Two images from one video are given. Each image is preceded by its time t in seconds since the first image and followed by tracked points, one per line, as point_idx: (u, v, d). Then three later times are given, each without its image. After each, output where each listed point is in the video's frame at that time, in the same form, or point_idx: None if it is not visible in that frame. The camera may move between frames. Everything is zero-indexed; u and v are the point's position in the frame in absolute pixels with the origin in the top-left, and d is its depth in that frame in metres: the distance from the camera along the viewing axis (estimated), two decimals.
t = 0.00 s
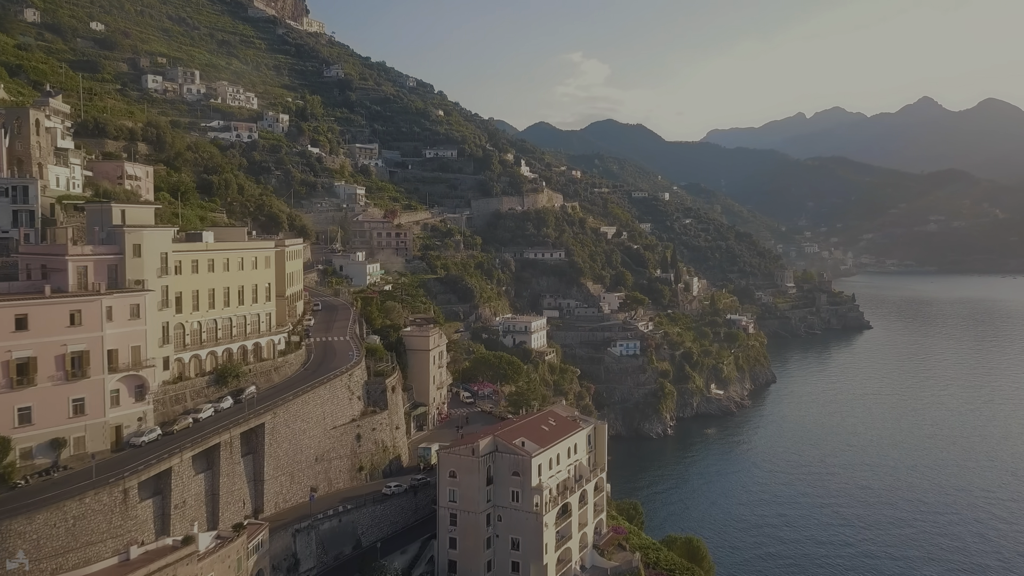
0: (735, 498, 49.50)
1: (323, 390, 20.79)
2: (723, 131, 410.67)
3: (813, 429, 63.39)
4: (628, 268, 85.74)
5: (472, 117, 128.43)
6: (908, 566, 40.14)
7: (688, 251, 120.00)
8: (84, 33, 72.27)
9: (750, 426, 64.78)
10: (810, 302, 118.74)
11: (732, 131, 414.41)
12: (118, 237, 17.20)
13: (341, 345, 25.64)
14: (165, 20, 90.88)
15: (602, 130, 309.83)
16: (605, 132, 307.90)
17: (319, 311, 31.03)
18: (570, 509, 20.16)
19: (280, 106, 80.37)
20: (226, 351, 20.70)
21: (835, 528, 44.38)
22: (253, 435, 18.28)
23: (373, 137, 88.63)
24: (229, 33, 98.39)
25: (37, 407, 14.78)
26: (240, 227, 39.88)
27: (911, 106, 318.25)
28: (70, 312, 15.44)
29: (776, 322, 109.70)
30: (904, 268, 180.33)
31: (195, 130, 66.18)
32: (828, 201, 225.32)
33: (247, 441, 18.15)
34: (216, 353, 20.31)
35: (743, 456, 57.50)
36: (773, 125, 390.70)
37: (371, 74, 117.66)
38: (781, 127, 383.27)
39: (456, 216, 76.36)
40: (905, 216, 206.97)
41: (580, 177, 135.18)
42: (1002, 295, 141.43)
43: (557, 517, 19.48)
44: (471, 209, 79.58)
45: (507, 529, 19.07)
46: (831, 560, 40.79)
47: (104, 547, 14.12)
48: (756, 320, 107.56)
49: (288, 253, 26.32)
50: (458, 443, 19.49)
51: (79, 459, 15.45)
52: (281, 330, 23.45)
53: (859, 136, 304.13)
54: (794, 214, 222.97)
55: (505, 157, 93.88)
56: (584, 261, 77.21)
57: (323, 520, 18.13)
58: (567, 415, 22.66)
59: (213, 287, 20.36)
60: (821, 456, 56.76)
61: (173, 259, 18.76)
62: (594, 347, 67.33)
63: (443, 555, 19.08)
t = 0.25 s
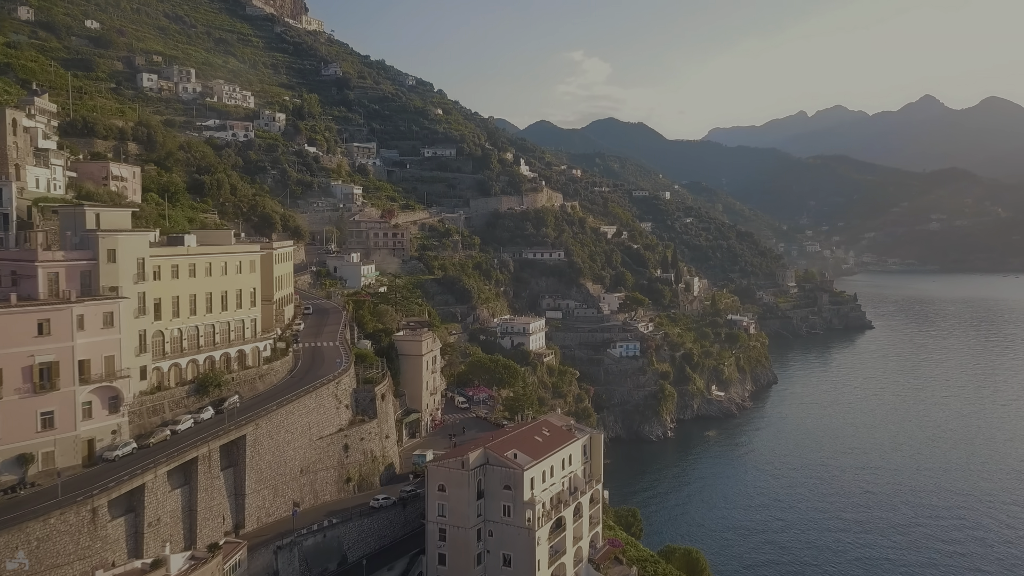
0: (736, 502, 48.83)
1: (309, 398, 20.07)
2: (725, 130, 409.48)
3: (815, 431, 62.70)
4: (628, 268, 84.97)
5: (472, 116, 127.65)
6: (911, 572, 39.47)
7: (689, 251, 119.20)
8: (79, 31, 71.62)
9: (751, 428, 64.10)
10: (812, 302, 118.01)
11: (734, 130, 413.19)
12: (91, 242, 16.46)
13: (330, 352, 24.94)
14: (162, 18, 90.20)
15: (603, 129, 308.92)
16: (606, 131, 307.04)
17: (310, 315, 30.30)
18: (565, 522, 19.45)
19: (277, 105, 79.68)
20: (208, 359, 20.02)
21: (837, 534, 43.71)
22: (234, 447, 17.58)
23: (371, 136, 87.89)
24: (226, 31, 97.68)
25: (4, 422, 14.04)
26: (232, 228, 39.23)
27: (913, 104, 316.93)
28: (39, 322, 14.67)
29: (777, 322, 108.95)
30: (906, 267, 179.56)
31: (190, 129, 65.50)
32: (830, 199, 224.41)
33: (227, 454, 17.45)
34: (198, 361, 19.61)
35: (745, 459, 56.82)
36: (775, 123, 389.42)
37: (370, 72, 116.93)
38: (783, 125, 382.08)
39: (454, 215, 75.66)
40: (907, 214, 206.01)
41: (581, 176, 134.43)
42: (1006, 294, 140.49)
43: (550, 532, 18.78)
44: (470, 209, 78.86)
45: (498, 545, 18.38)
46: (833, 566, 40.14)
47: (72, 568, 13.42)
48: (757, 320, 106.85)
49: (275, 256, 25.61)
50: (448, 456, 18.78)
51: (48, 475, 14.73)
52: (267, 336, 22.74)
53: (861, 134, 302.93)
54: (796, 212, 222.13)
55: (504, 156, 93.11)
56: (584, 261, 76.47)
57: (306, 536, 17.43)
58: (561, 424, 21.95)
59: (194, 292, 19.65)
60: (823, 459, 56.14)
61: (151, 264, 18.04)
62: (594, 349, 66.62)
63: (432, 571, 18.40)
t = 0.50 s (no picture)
0: (737, 506, 48.25)
1: (296, 407, 19.47)
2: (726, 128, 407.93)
3: (817, 433, 62.09)
4: (628, 268, 84.27)
5: (471, 114, 126.93)
6: None
7: (690, 250, 118.46)
8: (74, 30, 71.02)
9: (752, 430, 63.51)
10: (813, 301, 117.34)
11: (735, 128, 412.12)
12: (66, 246, 15.82)
13: (320, 357, 24.32)
14: (159, 16, 89.57)
15: (604, 127, 308.13)
16: (607, 130, 306.27)
17: (301, 319, 29.68)
18: (559, 535, 18.84)
19: (274, 104, 79.04)
20: (192, 367, 19.41)
21: (839, 538, 43.16)
22: (217, 459, 16.96)
23: (369, 135, 87.21)
24: (223, 30, 97.04)
25: None
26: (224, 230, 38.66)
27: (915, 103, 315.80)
28: (8, 331, 14.04)
29: (779, 321, 108.31)
30: (907, 266, 178.89)
31: (185, 128, 64.90)
32: (831, 198, 223.59)
33: (209, 466, 16.84)
34: (181, 368, 19.00)
35: (746, 461, 56.28)
36: (777, 122, 388.35)
37: (369, 71, 116.21)
38: (784, 123, 381.02)
39: (452, 215, 75.04)
40: (909, 213, 205.18)
41: (581, 175, 133.74)
42: (1008, 294, 139.67)
43: (544, 545, 18.18)
44: (469, 209, 78.20)
45: (490, 559, 17.77)
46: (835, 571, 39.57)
47: None
48: (758, 319, 106.22)
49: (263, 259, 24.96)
50: (438, 467, 18.17)
51: (19, 490, 14.13)
52: (254, 342, 22.13)
53: (863, 133, 301.91)
54: (797, 211, 221.35)
55: (503, 154, 92.37)
56: (583, 261, 75.82)
57: (291, 551, 16.82)
58: (557, 433, 21.30)
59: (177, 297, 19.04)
60: (825, 460, 55.71)
61: (130, 269, 17.42)
62: (593, 350, 65.95)
63: None
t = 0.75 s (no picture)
0: (738, 510, 47.69)
1: (282, 416, 18.86)
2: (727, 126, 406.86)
3: (819, 435, 61.48)
4: (628, 268, 83.53)
5: (471, 113, 126.21)
6: None
7: (691, 250, 117.70)
8: (69, 28, 70.43)
9: (753, 432, 62.92)
10: (815, 301, 116.64)
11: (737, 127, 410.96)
12: (41, 251, 15.15)
13: (309, 363, 23.71)
14: (156, 14, 88.94)
15: (605, 126, 307.35)
16: (608, 128, 305.47)
17: (292, 323, 29.09)
18: (553, 549, 18.25)
19: (271, 103, 78.42)
20: (174, 374, 18.79)
21: (841, 543, 42.60)
22: (197, 471, 16.35)
23: (367, 134, 86.55)
24: (220, 28, 96.47)
25: None
26: (217, 231, 38.14)
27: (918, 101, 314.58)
28: None
29: (780, 321, 107.69)
30: (909, 265, 178.20)
31: (181, 127, 64.33)
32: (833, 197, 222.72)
33: (190, 479, 16.24)
34: (163, 377, 18.40)
35: (747, 464, 55.68)
36: (778, 120, 387.20)
37: (368, 69, 115.50)
38: (786, 122, 379.87)
39: (451, 215, 74.43)
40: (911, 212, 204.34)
41: (581, 174, 133.01)
42: (1011, 293, 138.84)
43: (537, 560, 17.58)
44: (467, 208, 77.50)
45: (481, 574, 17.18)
46: None
47: None
48: (760, 319, 105.57)
49: (250, 262, 24.34)
50: (427, 479, 17.55)
51: None
52: (241, 348, 21.52)
53: (865, 131, 300.84)
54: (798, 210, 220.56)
55: (502, 154, 91.61)
56: (583, 261, 75.16)
57: (274, 566, 16.21)
58: (551, 443, 20.72)
59: (158, 303, 18.41)
60: (827, 463, 55.16)
61: (108, 274, 16.80)
62: (593, 351, 65.24)
63: None
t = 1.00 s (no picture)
0: (738, 513, 47.17)
1: (267, 426, 18.26)
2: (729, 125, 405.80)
3: (820, 437, 60.89)
4: (628, 268, 82.81)
5: (471, 112, 125.49)
6: None
7: (692, 249, 116.98)
8: (64, 26, 69.89)
9: (754, 434, 62.31)
10: (817, 301, 115.95)
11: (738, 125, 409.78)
12: (11, 258, 14.54)
13: (298, 369, 23.11)
14: (153, 12, 88.34)
15: (606, 125, 306.49)
16: (609, 127, 304.66)
17: (283, 326, 28.52)
18: (546, 564, 17.65)
19: (268, 102, 77.79)
20: (156, 383, 18.20)
21: (842, 548, 42.09)
22: (177, 484, 15.75)
23: (365, 133, 85.90)
24: (218, 26, 95.89)
25: None
26: (209, 232, 37.59)
27: (920, 99, 313.34)
28: None
29: (781, 321, 107.07)
30: (911, 264, 177.47)
31: (177, 126, 63.79)
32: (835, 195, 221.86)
33: (169, 492, 15.63)
34: (143, 385, 17.79)
35: (748, 466, 55.13)
36: (780, 118, 386.04)
37: (366, 68, 114.85)
38: (787, 120, 378.76)
39: (449, 214, 73.81)
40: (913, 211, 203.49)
41: (582, 173, 132.30)
42: (1014, 293, 137.97)
43: None
44: (466, 208, 76.83)
45: None
46: None
47: None
48: (761, 319, 104.93)
49: (238, 266, 23.74)
50: (416, 492, 16.95)
51: None
52: (226, 355, 20.92)
53: (867, 130, 299.72)
54: (800, 208, 219.72)
55: (502, 152, 90.85)
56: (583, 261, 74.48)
57: None
58: (545, 452, 20.12)
59: (138, 309, 17.79)
60: (828, 466, 54.64)
61: (85, 279, 16.20)
62: (593, 352, 64.50)
63: None
